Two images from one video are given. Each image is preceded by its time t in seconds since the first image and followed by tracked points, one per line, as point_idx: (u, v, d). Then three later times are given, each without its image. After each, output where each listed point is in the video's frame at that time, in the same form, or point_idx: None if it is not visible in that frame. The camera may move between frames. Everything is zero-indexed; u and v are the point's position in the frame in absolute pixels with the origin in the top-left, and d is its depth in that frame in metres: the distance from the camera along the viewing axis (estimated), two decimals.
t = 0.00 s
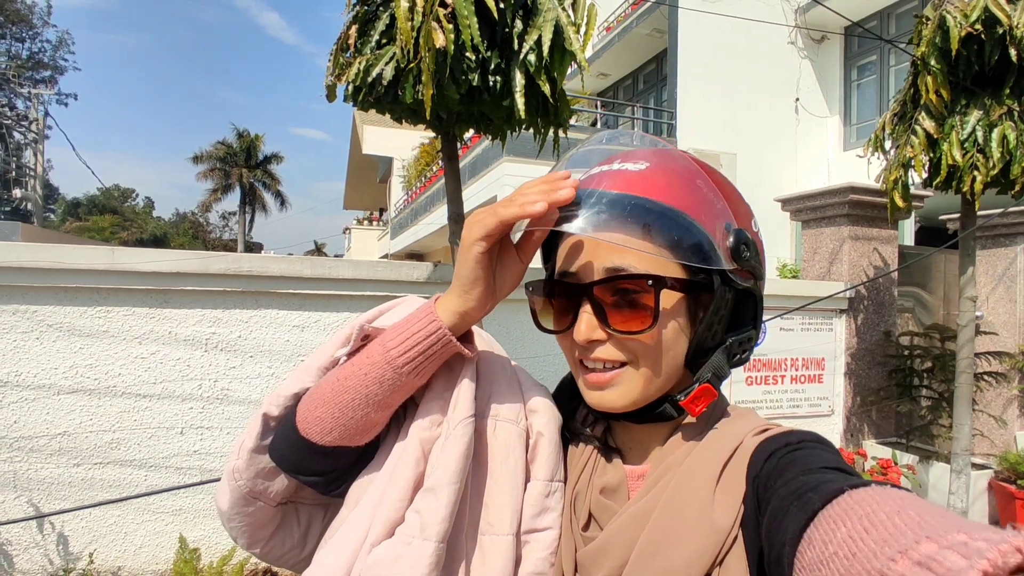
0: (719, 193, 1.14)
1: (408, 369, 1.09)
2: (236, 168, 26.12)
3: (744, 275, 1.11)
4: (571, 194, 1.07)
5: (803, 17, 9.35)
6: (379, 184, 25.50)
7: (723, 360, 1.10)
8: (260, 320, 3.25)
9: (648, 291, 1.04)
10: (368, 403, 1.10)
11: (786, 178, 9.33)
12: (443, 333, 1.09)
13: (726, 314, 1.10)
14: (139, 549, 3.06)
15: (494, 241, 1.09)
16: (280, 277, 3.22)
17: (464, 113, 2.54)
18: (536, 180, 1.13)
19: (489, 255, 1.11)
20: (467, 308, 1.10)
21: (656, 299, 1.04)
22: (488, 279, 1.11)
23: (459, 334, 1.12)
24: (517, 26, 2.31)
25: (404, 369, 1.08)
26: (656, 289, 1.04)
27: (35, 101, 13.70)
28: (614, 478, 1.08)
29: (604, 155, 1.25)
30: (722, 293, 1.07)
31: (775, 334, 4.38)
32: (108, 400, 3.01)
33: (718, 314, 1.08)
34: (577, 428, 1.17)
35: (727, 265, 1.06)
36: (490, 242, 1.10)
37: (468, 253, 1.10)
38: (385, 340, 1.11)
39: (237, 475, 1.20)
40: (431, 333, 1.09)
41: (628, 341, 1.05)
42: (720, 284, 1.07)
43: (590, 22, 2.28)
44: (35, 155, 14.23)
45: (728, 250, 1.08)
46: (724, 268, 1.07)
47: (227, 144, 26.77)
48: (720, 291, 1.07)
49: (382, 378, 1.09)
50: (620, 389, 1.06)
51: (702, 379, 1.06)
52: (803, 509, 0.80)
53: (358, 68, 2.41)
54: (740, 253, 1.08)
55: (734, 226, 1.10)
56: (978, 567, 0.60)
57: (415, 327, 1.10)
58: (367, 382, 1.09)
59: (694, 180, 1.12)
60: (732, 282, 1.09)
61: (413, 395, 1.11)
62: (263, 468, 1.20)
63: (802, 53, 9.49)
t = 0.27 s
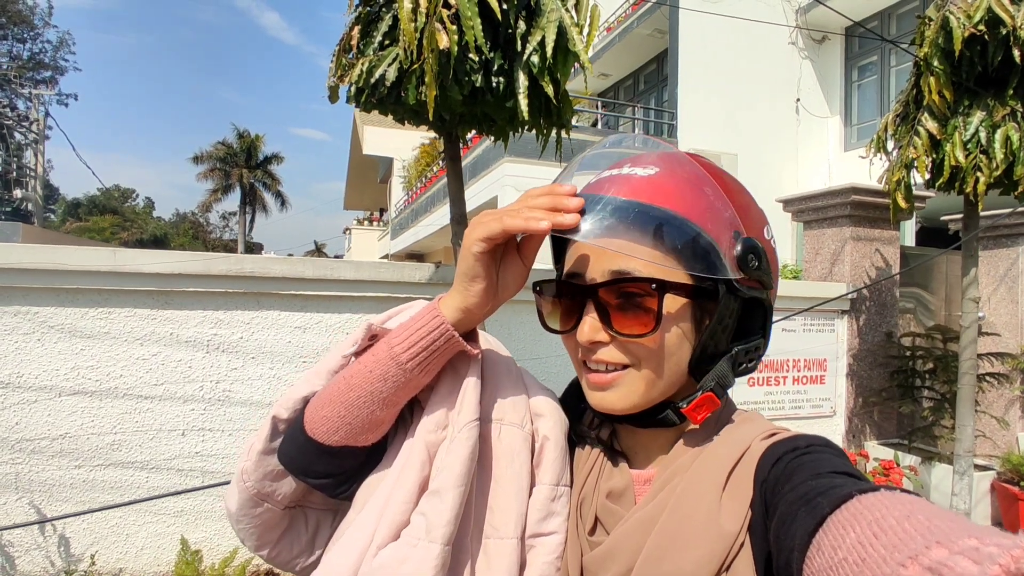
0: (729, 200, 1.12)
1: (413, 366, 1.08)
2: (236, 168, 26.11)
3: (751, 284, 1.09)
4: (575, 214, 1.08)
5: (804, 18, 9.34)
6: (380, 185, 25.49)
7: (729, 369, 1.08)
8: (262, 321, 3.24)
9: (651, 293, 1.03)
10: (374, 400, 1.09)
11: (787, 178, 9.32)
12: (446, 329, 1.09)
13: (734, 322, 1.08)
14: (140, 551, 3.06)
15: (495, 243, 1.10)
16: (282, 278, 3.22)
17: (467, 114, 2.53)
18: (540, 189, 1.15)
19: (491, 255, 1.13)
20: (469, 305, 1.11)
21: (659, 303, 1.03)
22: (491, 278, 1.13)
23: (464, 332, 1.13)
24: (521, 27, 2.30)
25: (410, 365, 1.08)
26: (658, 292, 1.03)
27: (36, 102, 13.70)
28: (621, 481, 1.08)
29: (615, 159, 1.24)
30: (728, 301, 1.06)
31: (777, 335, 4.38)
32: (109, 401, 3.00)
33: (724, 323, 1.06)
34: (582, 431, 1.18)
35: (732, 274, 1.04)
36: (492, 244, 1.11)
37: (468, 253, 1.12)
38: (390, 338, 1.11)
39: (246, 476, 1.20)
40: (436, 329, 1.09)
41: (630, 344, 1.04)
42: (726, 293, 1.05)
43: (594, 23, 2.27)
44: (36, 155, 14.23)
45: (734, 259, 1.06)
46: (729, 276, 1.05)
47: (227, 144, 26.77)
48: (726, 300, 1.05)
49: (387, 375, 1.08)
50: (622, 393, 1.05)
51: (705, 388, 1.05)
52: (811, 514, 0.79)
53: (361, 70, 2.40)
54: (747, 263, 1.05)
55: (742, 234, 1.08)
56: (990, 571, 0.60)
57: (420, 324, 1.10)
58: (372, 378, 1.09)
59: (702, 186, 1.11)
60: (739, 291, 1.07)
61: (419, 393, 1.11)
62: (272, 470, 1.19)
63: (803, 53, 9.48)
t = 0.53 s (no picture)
0: (735, 203, 1.10)
1: (415, 362, 1.08)
2: (233, 169, 26.06)
3: (755, 289, 1.06)
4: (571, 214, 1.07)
5: (800, 19, 9.37)
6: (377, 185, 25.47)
7: (730, 376, 1.04)
8: (259, 322, 3.23)
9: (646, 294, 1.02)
10: (376, 396, 1.09)
11: (783, 179, 9.34)
12: (449, 324, 1.09)
13: (738, 327, 1.05)
14: (136, 554, 3.04)
15: (493, 240, 1.10)
16: (280, 279, 3.20)
17: (465, 114, 2.52)
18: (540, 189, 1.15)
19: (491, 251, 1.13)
20: (470, 299, 1.11)
21: (654, 303, 1.02)
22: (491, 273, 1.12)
23: (465, 327, 1.13)
24: (520, 28, 2.30)
25: (412, 361, 1.08)
26: (654, 292, 1.02)
27: (32, 102, 13.65)
28: (625, 482, 1.07)
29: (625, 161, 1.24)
30: (729, 306, 1.04)
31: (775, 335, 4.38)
32: (106, 403, 2.98)
33: (726, 327, 1.04)
34: (587, 430, 1.18)
35: (733, 278, 1.02)
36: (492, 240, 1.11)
37: (467, 247, 1.12)
38: (393, 335, 1.11)
39: (250, 476, 1.19)
40: (438, 325, 1.09)
41: (626, 345, 1.03)
42: (727, 297, 1.03)
43: (593, 23, 2.27)
44: (32, 156, 14.17)
45: (736, 263, 1.03)
46: (730, 281, 1.03)
47: (224, 144, 26.72)
48: (727, 304, 1.03)
49: (388, 371, 1.08)
50: (617, 392, 1.04)
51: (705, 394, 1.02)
52: (818, 518, 0.78)
53: (360, 70, 2.39)
54: (749, 267, 1.02)
55: (746, 238, 1.06)
56: None
57: (422, 320, 1.10)
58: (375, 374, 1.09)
59: (706, 189, 1.09)
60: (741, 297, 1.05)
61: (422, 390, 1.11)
62: (276, 469, 1.19)
63: (799, 54, 9.51)
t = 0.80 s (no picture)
0: (735, 205, 1.10)
1: (412, 367, 1.08)
2: (224, 169, 25.93)
3: (756, 292, 1.06)
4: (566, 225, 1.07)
5: (792, 20, 9.42)
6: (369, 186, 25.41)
7: (733, 378, 1.04)
8: (252, 323, 3.21)
9: (644, 297, 1.03)
10: (374, 401, 1.09)
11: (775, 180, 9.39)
12: (444, 328, 1.09)
13: (738, 331, 1.05)
14: (128, 557, 3.02)
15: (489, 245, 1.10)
16: (273, 280, 3.19)
17: (460, 115, 2.52)
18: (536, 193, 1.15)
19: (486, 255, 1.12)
20: (464, 303, 1.10)
21: (652, 306, 1.02)
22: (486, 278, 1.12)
23: (461, 331, 1.12)
24: (515, 28, 2.29)
25: (409, 366, 1.08)
26: (652, 295, 1.03)
27: (21, 102, 13.54)
28: (627, 484, 1.07)
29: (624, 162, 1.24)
30: (729, 310, 1.04)
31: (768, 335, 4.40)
32: (97, 405, 2.96)
33: (726, 332, 1.04)
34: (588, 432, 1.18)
35: (732, 282, 1.02)
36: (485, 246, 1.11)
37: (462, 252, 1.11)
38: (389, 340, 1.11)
39: (253, 481, 1.18)
40: (433, 329, 1.09)
41: (624, 348, 1.03)
42: (727, 302, 1.03)
43: (588, 24, 2.27)
44: (21, 155, 14.05)
45: (736, 267, 1.03)
46: (730, 285, 1.03)
47: (215, 144, 26.58)
48: (726, 308, 1.03)
49: (384, 376, 1.08)
50: (617, 395, 1.05)
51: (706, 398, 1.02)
52: (818, 519, 0.79)
53: (354, 70, 2.38)
54: (749, 271, 1.02)
55: (746, 241, 1.06)
56: None
57: (418, 325, 1.09)
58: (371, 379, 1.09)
59: (705, 192, 1.09)
60: (742, 300, 1.05)
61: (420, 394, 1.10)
62: (279, 474, 1.18)
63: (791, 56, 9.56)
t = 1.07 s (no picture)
0: (733, 205, 1.10)
1: (410, 353, 1.08)
2: (219, 169, 25.85)
3: (754, 292, 1.05)
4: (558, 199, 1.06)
5: (788, 21, 9.44)
6: (366, 186, 25.38)
7: (731, 382, 1.03)
8: (248, 323, 3.20)
9: (638, 301, 1.02)
10: (372, 388, 1.09)
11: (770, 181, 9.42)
12: (440, 313, 1.08)
13: (735, 333, 1.05)
14: (124, 558, 3.01)
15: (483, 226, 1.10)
16: (269, 279, 3.17)
17: (457, 114, 2.52)
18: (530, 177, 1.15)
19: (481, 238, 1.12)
20: (461, 288, 1.10)
21: (646, 310, 1.02)
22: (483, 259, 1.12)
23: (458, 316, 1.12)
24: (512, 27, 2.29)
25: (406, 352, 1.08)
26: (646, 299, 1.02)
27: (16, 101, 13.49)
28: (630, 484, 1.07)
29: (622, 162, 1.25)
30: (727, 310, 1.03)
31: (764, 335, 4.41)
32: (92, 406, 2.94)
33: (723, 332, 1.04)
34: (591, 432, 1.17)
35: (729, 281, 1.02)
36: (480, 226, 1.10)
37: (458, 234, 1.11)
38: (387, 328, 1.11)
39: (258, 473, 1.18)
40: (430, 316, 1.08)
41: (617, 353, 1.03)
42: (724, 303, 1.03)
43: (585, 23, 2.27)
44: (15, 155, 13.99)
45: (734, 266, 1.03)
46: (727, 283, 1.02)
47: (210, 144, 26.51)
48: (723, 308, 1.03)
49: (382, 363, 1.08)
50: (611, 401, 1.04)
51: (704, 403, 1.02)
52: (825, 519, 0.79)
53: (351, 69, 2.37)
54: (747, 270, 1.02)
55: (744, 240, 1.06)
56: None
57: (415, 311, 1.09)
58: (370, 367, 1.09)
59: (703, 190, 1.09)
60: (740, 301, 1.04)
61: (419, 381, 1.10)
62: (284, 466, 1.18)
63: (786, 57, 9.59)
